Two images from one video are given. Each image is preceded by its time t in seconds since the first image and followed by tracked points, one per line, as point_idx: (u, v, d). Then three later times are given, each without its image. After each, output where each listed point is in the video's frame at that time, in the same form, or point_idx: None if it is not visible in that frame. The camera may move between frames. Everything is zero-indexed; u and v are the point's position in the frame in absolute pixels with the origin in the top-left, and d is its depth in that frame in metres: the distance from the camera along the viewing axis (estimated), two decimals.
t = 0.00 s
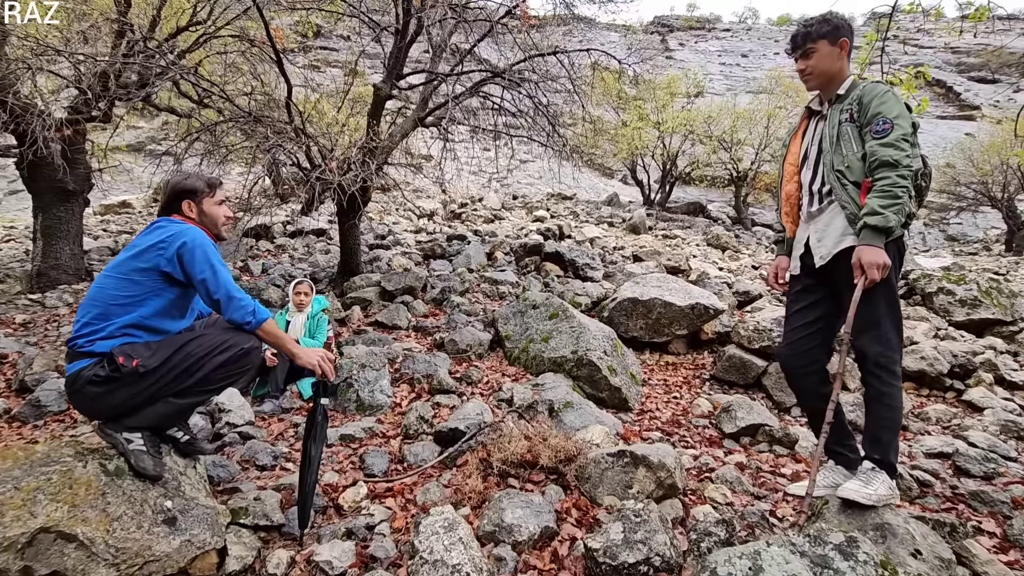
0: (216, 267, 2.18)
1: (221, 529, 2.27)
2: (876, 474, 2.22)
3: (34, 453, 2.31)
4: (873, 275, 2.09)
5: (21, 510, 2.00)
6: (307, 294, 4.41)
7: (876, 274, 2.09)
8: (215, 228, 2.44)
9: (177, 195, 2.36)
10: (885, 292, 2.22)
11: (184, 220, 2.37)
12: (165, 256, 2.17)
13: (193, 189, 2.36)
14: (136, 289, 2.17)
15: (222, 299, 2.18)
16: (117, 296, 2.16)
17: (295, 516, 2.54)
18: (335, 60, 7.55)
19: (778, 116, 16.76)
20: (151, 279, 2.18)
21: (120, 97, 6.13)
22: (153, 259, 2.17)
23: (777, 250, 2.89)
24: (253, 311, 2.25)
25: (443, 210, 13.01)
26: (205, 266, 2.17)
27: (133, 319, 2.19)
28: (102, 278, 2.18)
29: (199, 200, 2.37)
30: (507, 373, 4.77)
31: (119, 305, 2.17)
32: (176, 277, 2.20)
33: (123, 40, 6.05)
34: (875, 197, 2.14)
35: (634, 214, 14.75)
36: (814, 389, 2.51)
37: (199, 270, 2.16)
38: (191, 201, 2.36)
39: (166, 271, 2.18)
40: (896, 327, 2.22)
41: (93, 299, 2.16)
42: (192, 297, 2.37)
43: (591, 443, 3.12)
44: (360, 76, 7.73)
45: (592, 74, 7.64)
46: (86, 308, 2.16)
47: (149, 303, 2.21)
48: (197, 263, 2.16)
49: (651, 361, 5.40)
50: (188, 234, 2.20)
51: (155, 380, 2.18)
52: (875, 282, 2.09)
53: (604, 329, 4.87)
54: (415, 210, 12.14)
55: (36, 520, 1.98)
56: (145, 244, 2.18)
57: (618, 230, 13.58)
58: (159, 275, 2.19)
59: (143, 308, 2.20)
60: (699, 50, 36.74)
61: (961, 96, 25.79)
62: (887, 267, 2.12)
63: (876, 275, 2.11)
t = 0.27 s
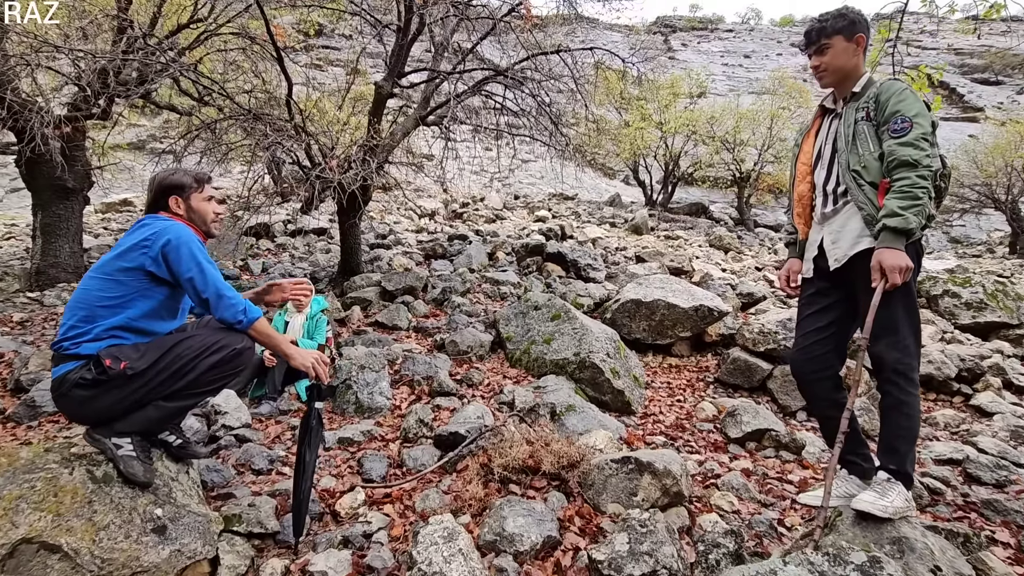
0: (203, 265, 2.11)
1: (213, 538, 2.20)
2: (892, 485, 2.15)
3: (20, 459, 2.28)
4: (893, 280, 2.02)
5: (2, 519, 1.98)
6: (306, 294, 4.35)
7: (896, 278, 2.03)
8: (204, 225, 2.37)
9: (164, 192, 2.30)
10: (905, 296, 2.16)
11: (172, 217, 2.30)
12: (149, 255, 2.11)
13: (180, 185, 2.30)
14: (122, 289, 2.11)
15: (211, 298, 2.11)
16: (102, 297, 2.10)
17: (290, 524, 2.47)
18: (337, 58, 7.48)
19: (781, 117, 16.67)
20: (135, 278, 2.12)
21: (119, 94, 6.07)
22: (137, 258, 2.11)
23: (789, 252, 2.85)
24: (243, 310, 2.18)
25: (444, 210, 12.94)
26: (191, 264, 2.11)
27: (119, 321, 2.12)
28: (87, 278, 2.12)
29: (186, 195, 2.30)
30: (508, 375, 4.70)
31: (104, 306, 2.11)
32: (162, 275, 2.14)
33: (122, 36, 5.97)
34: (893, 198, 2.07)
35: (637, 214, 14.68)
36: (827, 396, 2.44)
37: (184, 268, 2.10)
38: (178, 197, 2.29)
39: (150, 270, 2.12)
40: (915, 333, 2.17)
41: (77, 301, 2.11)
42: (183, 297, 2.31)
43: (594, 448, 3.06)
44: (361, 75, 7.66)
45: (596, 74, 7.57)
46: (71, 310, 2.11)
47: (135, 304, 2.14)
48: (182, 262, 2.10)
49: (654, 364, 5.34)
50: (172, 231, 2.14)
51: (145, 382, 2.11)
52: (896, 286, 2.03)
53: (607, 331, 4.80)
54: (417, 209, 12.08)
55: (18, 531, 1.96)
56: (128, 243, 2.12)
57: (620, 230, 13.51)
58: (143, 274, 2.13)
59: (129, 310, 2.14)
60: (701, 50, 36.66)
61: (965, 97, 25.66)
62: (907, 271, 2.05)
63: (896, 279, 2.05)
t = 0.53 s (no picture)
0: (196, 270, 2.07)
1: (212, 549, 2.18)
2: (911, 498, 2.09)
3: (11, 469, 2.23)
4: (915, 286, 1.96)
5: None
6: (310, 296, 4.30)
7: (917, 284, 1.97)
8: (200, 228, 2.33)
9: (159, 195, 2.26)
10: (925, 302, 2.11)
11: (167, 221, 2.26)
12: (142, 259, 2.07)
13: (174, 187, 2.26)
14: (115, 295, 2.08)
15: (205, 302, 2.07)
16: (94, 303, 2.07)
17: (291, 533, 2.44)
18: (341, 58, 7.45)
19: (788, 115, 16.54)
20: (127, 283, 2.08)
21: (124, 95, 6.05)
22: (129, 263, 2.07)
23: (802, 255, 2.79)
24: (239, 314, 2.14)
25: (449, 210, 12.91)
26: (184, 268, 2.07)
27: (112, 327, 2.08)
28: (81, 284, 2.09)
29: (181, 198, 2.26)
30: (513, 378, 4.65)
31: (97, 312, 2.07)
32: (155, 280, 2.10)
33: (127, 37, 5.95)
34: (912, 200, 2.01)
35: (642, 214, 14.59)
36: (843, 405, 2.38)
37: (178, 272, 2.06)
38: (173, 200, 2.25)
39: (143, 275, 2.08)
40: (935, 340, 2.11)
41: (70, 307, 2.08)
42: (180, 302, 2.27)
43: (601, 455, 3.01)
44: (366, 75, 7.63)
45: (601, 73, 7.51)
46: (65, 316, 2.08)
47: (129, 310, 2.11)
48: (175, 265, 2.06)
49: (661, 366, 5.27)
50: (164, 235, 2.10)
51: (142, 389, 2.07)
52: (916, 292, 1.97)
53: (613, 333, 4.74)
54: (421, 210, 12.05)
55: (10, 544, 1.93)
56: (121, 248, 2.09)
57: (626, 230, 13.44)
58: (136, 279, 2.09)
59: (123, 316, 2.10)
60: (707, 49, 36.50)
61: (974, 95, 25.41)
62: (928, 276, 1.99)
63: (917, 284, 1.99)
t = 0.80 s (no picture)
0: (206, 279, 2.08)
1: (222, 557, 2.18)
2: (928, 507, 2.06)
3: (26, 480, 2.27)
4: (927, 292, 1.94)
5: (8, 544, 2.00)
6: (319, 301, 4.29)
7: (930, 290, 1.95)
8: (210, 238, 2.35)
9: (170, 204, 2.28)
10: (939, 308, 2.09)
11: (177, 230, 2.28)
12: (153, 269, 2.09)
13: (184, 197, 2.28)
14: (126, 304, 2.09)
15: (215, 311, 2.08)
16: (106, 313, 2.08)
17: (301, 540, 2.45)
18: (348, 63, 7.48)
19: (797, 114, 16.41)
20: (139, 293, 2.10)
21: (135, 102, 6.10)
22: (139, 273, 2.09)
23: (813, 260, 2.78)
24: (248, 322, 2.15)
25: (456, 212, 12.93)
26: (194, 278, 2.08)
27: (123, 336, 2.10)
28: (92, 294, 2.11)
29: (191, 208, 2.28)
30: (521, 382, 4.64)
31: (108, 322, 2.09)
32: (166, 290, 2.11)
33: (137, 45, 6.00)
34: (924, 205, 1.99)
35: (650, 215, 14.53)
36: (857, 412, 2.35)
37: (188, 282, 2.07)
38: (183, 210, 2.27)
39: (153, 284, 2.10)
40: (949, 346, 2.09)
41: (83, 317, 2.10)
42: (190, 311, 2.28)
43: (610, 460, 2.99)
44: (373, 78, 7.66)
45: (608, 74, 7.51)
46: (77, 326, 2.10)
47: (140, 320, 2.12)
48: (186, 275, 2.08)
49: (670, 369, 5.24)
50: (174, 245, 2.11)
51: (154, 398, 2.09)
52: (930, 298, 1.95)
53: (622, 336, 4.72)
54: (429, 212, 12.08)
55: (24, 555, 1.97)
56: (132, 258, 2.10)
57: (633, 231, 13.40)
58: (147, 288, 2.11)
59: (134, 326, 2.11)
60: (714, 48, 36.34)
61: (986, 91, 25.13)
62: (942, 281, 1.97)
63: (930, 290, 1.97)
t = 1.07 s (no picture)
0: (220, 289, 2.11)
1: (236, 563, 2.21)
2: (941, 515, 2.04)
3: (45, 487, 2.32)
4: (921, 298, 1.93)
5: (26, 551, 2.01)
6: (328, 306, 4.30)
7: (926, 296, 1.93)
8: (223, 247, 2.38)
9: (184, 215, 2.31)
10: (941, 313, 2.08)
11: (192, 241, 2.31)
12: (168, 280, 2.12)
13: (199, 208, 2.31)
14: (142, 314, 2.13)
15: (229, 321, 2.11)
16: (122, 323, 2.12)
17: (313, 545, 2.48)
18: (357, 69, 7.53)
19: (807, 113, 16.29)
20: (154, 303, 2.14)
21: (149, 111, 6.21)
22: (155, 283, 2.12)
23: (824, 265, 2.80)
24: (262, 332, 2.18)
25: (465, 216, 12.97)
26: (209, 289, 2.11)
27: (139, 346, 2.14)
28: (109, 305, 2.15)
29: (205, 219, 2.31)
30: (530, 386, 4.64)
31: (124, 332, 2.13)
32: (181, 300, 2.15)
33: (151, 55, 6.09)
34: (917, 211, 1.98)
35: (659, 216, 14.50)
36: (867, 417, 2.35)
37: (203, 293, 2.10)
38: (197, 221, 2.30)
39: (169, 295, 2.13)
40: (954, 351, 2.08)
41: (99, 327, 2.14)
42: (204, 321, 2.32)
43: (620, 466, 2.99)
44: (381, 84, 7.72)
45: (615, 76, 7.52)
46: (93, 337, 2.14)
47: (155, 329, 2.16)
48: (200, 286, 2.11)
49: (680, 372, 5.22)
50: (189, 255, 2.15)
51: (168, 407, 2.13)
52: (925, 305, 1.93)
53: (631, 340, 4.71)
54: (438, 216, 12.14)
55: (43, 562, 1.98)
56: (148, 269, 2.14)
57: (642, 233, 13.37)
58: (163, 299, 2.14)
59: (149, 335, 2.15)
60: (723, 48, 36.20)
61: (1001, 88, 24.79)
62: (939, 287, 1.95)
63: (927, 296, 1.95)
